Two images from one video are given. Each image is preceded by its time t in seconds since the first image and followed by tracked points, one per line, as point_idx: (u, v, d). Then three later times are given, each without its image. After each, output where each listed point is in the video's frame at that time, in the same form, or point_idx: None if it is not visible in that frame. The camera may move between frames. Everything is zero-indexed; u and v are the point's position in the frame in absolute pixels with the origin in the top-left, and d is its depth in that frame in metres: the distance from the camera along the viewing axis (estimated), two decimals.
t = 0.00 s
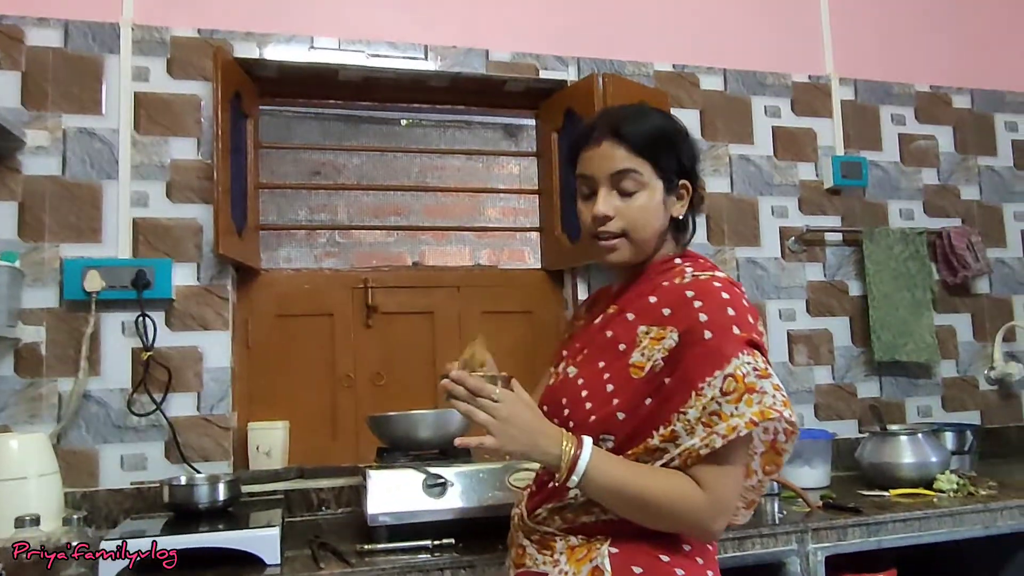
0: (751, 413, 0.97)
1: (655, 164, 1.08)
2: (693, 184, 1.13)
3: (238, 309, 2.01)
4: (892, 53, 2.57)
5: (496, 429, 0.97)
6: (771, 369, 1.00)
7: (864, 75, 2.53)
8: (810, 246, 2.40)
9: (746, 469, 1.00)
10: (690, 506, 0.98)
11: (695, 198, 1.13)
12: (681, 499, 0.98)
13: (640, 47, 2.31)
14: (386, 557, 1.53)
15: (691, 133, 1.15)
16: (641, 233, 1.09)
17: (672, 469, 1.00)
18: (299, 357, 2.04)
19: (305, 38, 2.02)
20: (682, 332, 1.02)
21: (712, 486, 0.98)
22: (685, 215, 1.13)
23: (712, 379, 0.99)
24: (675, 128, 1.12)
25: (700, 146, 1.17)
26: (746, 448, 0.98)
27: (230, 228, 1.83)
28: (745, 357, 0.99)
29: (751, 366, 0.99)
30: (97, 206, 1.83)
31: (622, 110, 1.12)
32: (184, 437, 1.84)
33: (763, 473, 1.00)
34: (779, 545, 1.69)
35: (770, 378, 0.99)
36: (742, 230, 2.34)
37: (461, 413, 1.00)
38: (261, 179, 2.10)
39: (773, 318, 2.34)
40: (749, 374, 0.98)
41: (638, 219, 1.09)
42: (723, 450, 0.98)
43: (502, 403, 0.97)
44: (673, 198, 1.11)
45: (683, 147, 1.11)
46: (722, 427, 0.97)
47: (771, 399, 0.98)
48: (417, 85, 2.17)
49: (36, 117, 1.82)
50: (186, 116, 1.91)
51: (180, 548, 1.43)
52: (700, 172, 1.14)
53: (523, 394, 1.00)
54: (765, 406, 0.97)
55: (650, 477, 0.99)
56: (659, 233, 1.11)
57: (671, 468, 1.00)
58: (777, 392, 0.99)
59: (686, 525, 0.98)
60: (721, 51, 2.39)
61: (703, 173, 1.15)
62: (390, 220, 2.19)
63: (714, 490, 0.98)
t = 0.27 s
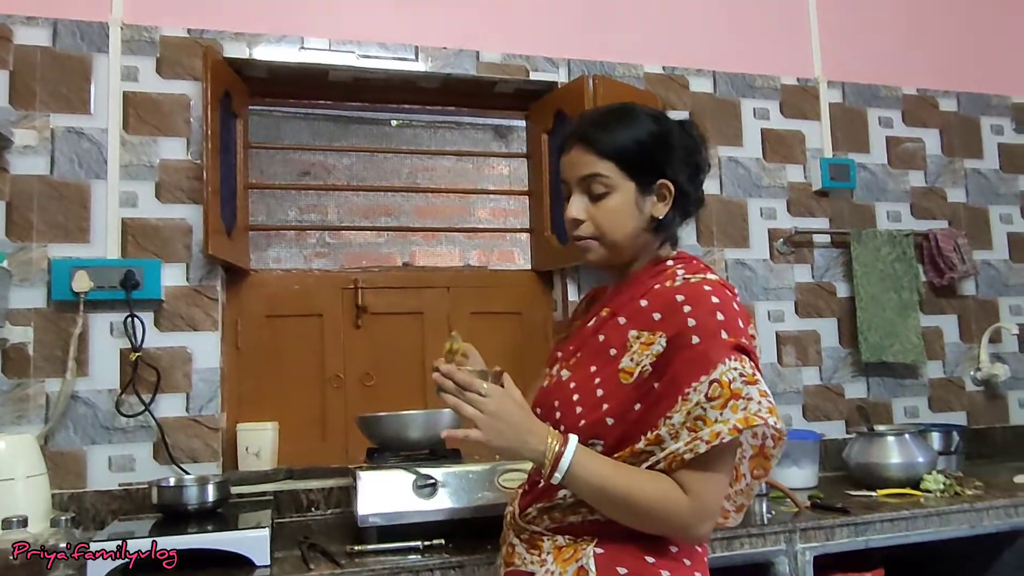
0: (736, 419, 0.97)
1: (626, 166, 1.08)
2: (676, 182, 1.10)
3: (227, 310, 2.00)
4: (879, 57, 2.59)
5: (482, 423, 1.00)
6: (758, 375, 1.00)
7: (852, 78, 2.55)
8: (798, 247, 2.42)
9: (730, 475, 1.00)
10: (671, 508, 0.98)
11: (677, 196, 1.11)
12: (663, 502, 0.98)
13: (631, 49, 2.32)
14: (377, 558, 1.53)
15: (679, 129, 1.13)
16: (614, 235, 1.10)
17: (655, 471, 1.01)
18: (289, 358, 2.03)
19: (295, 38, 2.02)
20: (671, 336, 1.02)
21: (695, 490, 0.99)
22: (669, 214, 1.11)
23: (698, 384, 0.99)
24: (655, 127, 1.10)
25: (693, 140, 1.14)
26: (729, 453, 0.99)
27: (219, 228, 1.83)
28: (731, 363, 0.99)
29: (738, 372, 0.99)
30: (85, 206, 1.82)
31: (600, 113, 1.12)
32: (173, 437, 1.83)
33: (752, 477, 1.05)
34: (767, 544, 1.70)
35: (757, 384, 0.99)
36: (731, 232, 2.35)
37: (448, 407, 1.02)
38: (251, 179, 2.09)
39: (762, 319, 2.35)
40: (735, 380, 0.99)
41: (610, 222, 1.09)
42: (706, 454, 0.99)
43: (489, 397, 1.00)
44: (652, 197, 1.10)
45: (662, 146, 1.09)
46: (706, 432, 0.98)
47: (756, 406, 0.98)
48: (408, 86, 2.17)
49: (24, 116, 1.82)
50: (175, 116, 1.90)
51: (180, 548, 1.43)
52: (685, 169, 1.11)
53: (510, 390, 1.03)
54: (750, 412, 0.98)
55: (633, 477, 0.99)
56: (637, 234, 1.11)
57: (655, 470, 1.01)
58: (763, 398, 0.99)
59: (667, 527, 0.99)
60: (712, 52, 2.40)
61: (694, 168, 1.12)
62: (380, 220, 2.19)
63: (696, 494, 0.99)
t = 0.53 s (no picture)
0: (716, 421, 0.97)
1: (612, 164, 1.08)
2: (664, 180, 1.10)
3: (220, 310, 2.00)
4: (871, 58, 2.60)
5: (463, 421, 1.01)
6: (742, 376, 1.00)
7: (844, 80, 2.56)
8: (790, 247, 2.43)
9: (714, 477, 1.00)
10: (654, 511, 0.98)
11: (666, 194, 1.10)
12: (645, 505, 0.98)
13: (624, 50, 2.32)
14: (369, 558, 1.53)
15: (673, 128, 1.12)
16: (599, 232, 1.11)
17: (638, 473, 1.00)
18: (282, 358, 2.03)
19: (288, 37, 2.01)
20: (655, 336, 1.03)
21: (677, 493, 0.99)
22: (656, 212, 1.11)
23: (680, 385, 0.99)
24: (646, 125, 1.10)
25: (686, 139, 1.13)
26: (711, 456, 0.99)
27: (211, 228, 1.82)
28: (714, 363, 0.99)
29: (721, 373, 0.99)
30: (76, 206, 1.82)
31: (593, 110, 1.12)
32: (164, 437, 1.83)
33: (738, 479, 1.06)
34: (759, 544, 1.70)
35: (740, 386, 0.99)
36: (723, 232, 2.36)
37: (431, 407, 1.04)
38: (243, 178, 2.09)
39: (754, 319, 2.36)
40: (718, 382, 0.98)
41: (595, 219, 1.10)
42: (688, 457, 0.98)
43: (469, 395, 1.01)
44: (640, 194, 1.10)
45: (651, 144, 1.09)
46: (687, 433, 0.97)
47: (738, 407, 0.98)
48: (401, 86, 2.17)
49: (14, 115, 1.81)
50: (167, 116, 1.90)
51: (180, 548, 1.43)
52: (676, 168, 1.10)
53: (492, 390, 1.04)
54: (731, 414, 0.97)
55: (616, 480, 0.99)
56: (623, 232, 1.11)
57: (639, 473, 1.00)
58: (746, 400, 0.99)
59: (648, 529, 0.99)
60: (705, 53, 2.40)
61: (686, 167, 1.12)
62: (372, 220, 2.19)
63: (678, 498, 0.98)
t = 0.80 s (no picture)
0: (681, 427, 0.94)
1: (586, 164, 1.08)
2: (643, 177, 1.09)
3: (216, 310, 1.99)
4: (868, 60, 2.61)
5: (438, 422, 1.01)
6: (714, 380, 0.96)
7: (841, 81, 2.56)
8: (787, 248, 2.43)
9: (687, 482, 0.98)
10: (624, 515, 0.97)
11: (646, 191, 1.09)
12: (615, 510, 0.97)
13: (621, 50, 2.32)
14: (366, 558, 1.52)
15: (659, 125, 1.11)
16: (577, 231, 1.10)
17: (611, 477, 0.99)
18: (278, 358, 2.03)
19: (285, 37, 2.01)
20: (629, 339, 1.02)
21: (647, 499, 0.97)
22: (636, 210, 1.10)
23: (647, 389, 0.97)
24: (630, 122, 1.09)
25: (674, 137, 1.11)
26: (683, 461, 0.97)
27: (207, 228, 1.82)
28: (682, 366, 0.96)
29: (690, 377, 0.96)
30: (73, 205, 1.81)
31: (576, 110, 1.12)
32: (160, 437, 1.82)
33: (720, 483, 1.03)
34: (756, 544, 1.70)
35: (712, 390, 0.96)
36: (721, 233, 2.36)
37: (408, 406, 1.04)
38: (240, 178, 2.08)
39: (751, 320, 2.36)
40: (687, 384, 0.96)
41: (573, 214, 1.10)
42: (658, 463, 0.96)
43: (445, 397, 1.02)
44: (616, 192, 1.09)
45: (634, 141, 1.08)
46: (652, 438, 0.96)
47: (705, 412, 0.95)
48: (398, 86, 2.17)
49: (10, 114, 1.80)
50: (164, 115, 1.89)
51: (179, 548, 1.43)
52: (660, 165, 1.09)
53: (471, 392, 1.04)
54: (699, 418, 0.94)
55: (587, 485, 0.98)
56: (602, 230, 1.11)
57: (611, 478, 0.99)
58: (715, 405, 0.95)
59: (619, 533, 0.98)
60: (702, 54, 2.41)
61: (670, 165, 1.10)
62: (368, 220, 2.18)
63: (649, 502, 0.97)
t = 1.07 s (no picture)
0: (604, 438, 0.95)
1: (525, 174, 1.10)
2: (570, 183, 1.06)
3: (219, 311, 1.99)
4: (871, 61, 2.60)
5: (404, 441, 1.12)
6: (644, 389, 0.96)
7: (844, 82, 2.56)
8: (791, 250, 2.42)
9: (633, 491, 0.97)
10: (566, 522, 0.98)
11: (575, 192, 1.06)
12: (560, 518, 0.99)
13: (625, 52, 2.32)
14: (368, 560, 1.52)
15: (601, 118, 1.05)
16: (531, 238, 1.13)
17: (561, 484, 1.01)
18: (281, 360, 2.02)
19: (288, 38, 2.01)
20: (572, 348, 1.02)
21: (587, 509, 0.97)
22: (568, 210, 1.08)
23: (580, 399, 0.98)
24: (566, 118, 1.06)
25: (618, 130, 1.04)
26: (620, 472, 0.96)
27: (211, 229, 1.82)
28: (612, 377, 0.96)
29: (618, 388, 0.96)
30: (76, 206, 1.81)
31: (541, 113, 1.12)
32: (163, 438, 1.82)
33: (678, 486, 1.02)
34: (759, 546, 1.70)
35: (640, 400, 0.95)
36: (724, 235, 2.35)
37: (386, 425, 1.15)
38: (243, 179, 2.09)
39: (755, 322, 2.36)
40: (616, 394, 0.96)
41: (525, 214, 1.13)
42: (593, 474, 0.96)
43: (410, 416, 1.12)
44: (550, 199, 1.08)
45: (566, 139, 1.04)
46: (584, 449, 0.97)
47: (631, 423, 0.95)
48: (401, 88, 2.17)
49: (14, 115, 1.81)
50: (167, 116, 1.89)
51: (180, 548, 1.43)
52: (590, 164, 1.04)
53: (440, 411, 1.13)
54: (622, 429, 0.94)
55: (534, 493, 1.00)
56: (544, 229, 1.11)
57: (559, 486, 1.00)
58: (642, 415, 0.95)
59: (567, 537, 0.99)
60: (706, 55, 2.40)
61: (607, 162, 1.04)
62: (371, 221, 2.18)
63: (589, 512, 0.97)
